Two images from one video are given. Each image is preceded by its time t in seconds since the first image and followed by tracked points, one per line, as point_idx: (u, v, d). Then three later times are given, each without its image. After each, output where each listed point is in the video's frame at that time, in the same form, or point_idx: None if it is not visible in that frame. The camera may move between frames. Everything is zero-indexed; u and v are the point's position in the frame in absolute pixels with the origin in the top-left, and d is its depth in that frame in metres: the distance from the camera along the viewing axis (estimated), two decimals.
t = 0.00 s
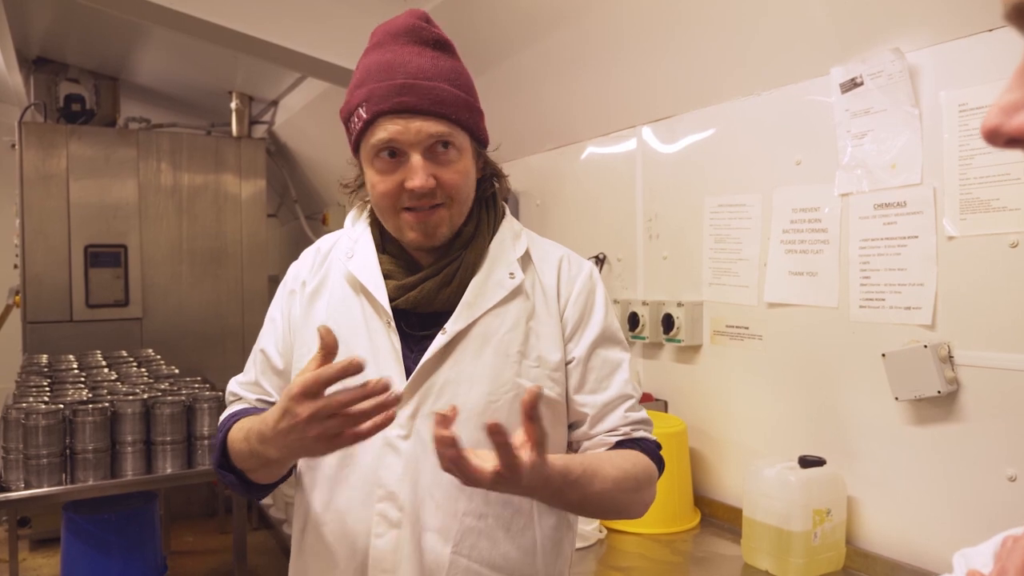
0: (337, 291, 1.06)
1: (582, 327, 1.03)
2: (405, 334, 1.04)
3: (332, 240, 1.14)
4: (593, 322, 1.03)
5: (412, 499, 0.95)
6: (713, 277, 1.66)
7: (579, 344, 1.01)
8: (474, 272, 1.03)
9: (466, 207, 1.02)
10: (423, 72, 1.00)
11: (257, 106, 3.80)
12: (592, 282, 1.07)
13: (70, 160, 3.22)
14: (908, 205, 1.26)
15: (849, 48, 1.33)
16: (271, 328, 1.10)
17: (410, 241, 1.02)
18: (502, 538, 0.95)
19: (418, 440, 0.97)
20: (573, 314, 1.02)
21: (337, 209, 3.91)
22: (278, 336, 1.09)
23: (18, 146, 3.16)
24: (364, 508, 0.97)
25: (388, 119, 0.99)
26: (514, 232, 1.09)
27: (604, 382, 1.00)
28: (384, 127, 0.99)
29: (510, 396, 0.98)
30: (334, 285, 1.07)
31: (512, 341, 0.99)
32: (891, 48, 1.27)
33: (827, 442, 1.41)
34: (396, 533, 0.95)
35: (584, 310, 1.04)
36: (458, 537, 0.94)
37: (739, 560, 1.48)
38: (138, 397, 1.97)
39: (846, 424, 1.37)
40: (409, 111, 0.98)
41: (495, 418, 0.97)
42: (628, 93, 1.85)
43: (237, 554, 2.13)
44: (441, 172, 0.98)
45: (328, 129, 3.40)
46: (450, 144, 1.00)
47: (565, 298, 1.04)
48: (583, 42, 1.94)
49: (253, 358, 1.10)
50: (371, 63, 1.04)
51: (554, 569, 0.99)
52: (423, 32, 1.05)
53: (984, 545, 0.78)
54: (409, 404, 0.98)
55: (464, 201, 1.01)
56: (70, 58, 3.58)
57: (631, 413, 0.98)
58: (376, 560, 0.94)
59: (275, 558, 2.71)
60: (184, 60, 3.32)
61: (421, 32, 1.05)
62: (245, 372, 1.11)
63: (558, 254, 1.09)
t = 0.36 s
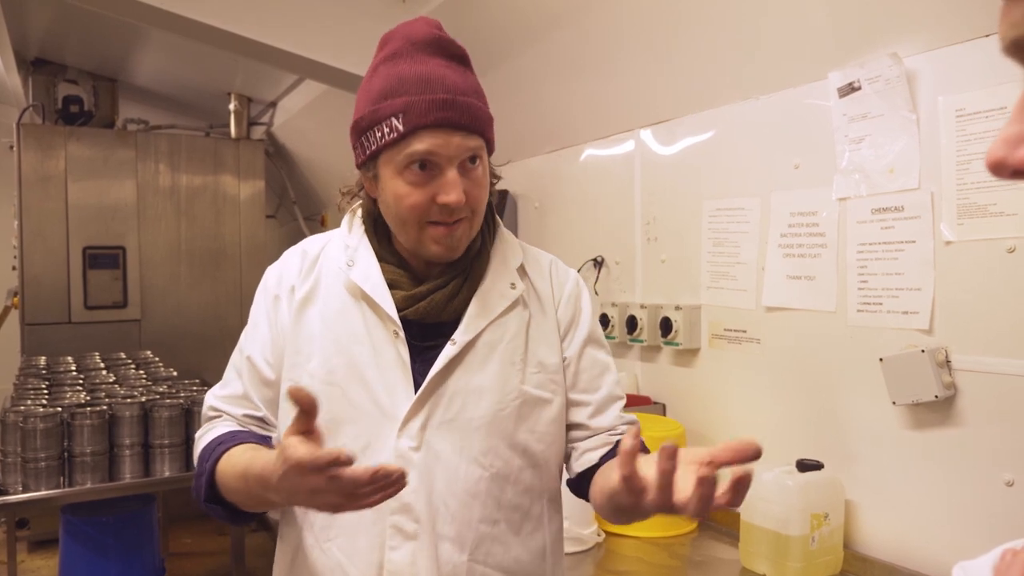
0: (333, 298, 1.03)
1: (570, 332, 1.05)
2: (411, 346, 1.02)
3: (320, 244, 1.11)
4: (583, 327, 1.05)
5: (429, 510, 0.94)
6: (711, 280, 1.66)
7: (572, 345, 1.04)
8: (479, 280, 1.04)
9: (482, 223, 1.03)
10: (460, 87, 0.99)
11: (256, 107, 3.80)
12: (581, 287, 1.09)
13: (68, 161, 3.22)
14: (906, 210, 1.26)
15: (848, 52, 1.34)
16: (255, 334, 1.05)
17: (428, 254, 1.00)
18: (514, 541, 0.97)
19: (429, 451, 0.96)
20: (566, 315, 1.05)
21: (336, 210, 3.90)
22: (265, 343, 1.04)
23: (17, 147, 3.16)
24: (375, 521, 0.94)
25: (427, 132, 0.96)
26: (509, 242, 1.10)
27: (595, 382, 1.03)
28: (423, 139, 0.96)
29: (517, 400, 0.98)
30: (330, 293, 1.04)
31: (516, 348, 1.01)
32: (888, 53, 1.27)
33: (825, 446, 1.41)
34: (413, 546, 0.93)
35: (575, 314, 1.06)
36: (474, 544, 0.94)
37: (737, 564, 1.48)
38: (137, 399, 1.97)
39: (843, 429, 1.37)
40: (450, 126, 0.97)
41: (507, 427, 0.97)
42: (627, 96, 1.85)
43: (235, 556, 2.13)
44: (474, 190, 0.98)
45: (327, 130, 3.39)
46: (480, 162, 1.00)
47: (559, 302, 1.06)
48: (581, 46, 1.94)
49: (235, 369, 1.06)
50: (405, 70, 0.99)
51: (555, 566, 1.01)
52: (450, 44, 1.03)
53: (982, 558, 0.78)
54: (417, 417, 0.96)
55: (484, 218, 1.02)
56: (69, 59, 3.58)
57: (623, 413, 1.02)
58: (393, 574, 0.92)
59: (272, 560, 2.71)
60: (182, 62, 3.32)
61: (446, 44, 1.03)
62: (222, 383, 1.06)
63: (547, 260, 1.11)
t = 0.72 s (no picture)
0: (325, 303, 1.00)
1: (573, 340, 1.10)
2: (422, 353, 1.01)
3: (304, 245, 1.07)
4: (584, 335, 1.11)
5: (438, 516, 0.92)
6: (710, 280, 1.66)
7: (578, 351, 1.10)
8: (480, 284, 1.04)
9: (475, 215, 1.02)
10: (459, 73, 0.99)
11: (254, 107, 3.79)
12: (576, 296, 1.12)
13: (66, 161, 3.21)
14: (905, 210, 1.26)
15: (847, 52, 1.33)
16: (233, 341, 1.01)
17: (423, 245, 0.98)
18: (512, 539, 0.99)
19: (437, 457, 0.94)
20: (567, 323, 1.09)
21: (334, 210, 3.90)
22: (242, 351, 1.00)
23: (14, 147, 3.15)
24: (386, 529, 0.92)
25: (425, 116, 0.96)
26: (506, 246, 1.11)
27: (600, 377, 1.12)
28: (422, 123, 0.95)
29: (520, 405, 1.00)
30: (322, 297, 1.01)
31: (518, 351, 1.02)
32: (887, 52, 1.27)
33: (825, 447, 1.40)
34: (424, 554, 0.91)
35: (573, 324, 1.10)
36: (483, 550, 0.95)
37: (736, 564, 1.47)
38: (135, 400, 1.97)
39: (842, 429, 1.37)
40: (449, 111, 0.96)
41: (508, 430, 0.99)
42: (626, 96, 1.85)
43: (234, 557, 2.13)
44: (470, 178, 0.97)
45: (326, 130, 3.39)
46: (475, 150, 1.00)
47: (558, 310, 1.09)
48: (580, 46, 1.94)
49: (211, 373, 1.02)
50: (406, 53, 0.99)
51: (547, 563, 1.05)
52: (446, 33, 1.04)
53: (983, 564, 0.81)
54: (425, 425, 0.95)
55: (477, 209, 1.01)
56: (66, 59, 3.57)
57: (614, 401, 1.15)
58: None
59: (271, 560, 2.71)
60: (181, 61, 3.31)
61: (443, 33, 1.03)
62: (203, 386, 1.04)
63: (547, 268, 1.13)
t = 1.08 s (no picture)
0: (320, 307, 1.00)
1: (569, 341, 1.06)
2: (404, 355, 1.00)
3: (307, 250, 1.08)
4: (579, 335, 1.06)
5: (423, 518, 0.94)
6: (709, 281, 1.66)
7: (570, 356, 1.05)
8: (468, 286, 1.03)
9: (431, 216, 0.98)
10: (390, 77, 0.98)
11: (253, 107, 3.79)
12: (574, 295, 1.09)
13: (65, 161, 3.21)
14: (905, 211, 1.26)
15: (846, 52, 1.34)
16: (245, 345, 1.02)
17: (374, 250, 0.99)
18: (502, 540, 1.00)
19: (422, 458, 0.94)
20: (564, 324, 1.05)
21: (332, 209, 3.90)
22: (256, 355, 1.01)
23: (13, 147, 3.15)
24: (371, 527, 0.94)
25: (351, 125, 0.97)
26: (495, 245, 1.10)
27: (591, 387, 1.07)
28: (346, 133, 0.97)
29: (510, 407, 0.98)
30: (318, 301, 1.01)
31: (508, 353, 1.00)
32: (887, 53, 1.27)
33: (823, 447, 1.41)
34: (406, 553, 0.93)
35: (571, 323, 1.07)
36: (469, 549, 0.97)
37: (735, 565, 1.48)
38: (134, 400, 1.97)
39: (841, 429, 1.37)
40: (371, 116, 0.96)
41: (499, 429, 0.98)
42: (625, 96, 1.85)
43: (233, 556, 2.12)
44: (398, 179, 0.95)
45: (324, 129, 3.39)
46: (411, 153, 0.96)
47: (553, 310, 1.07)
48: (579, 45, 1.94)
49: (228, 379, 1.03)
50: (347, 66, 1.02)
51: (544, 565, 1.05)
52: (403, 36, 1.02)
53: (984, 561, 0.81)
54: (410, 426, 0.94)
55: (428, 210, 0.97)
56: (65, 59, 3.57)
57: (606, 420, 1.08)
58: None
59: (270, 560, 2.72)
60: (180, 61, 3.31)
61: (401, 37, 1.03)
62: (219, 392, 1.04)
63: (543, 267, 1.10)
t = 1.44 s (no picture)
0: (330, 290, 1.04)
1: (584, 337, 1.01)
2: (398, 336, 1.02)
3: (330, 241, 1.14)
4: (592, 335, 1.01)
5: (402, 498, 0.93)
6: (709, 279, 1.65)
7: (581, 353, 1.00)
8: (467, 271, 1.02)
9: (429, 202, 0.99)
10: (393, 65, 1.01)
11: (252, 106, 3.78)
12: (591, 292, 1.04)
13: (64, 160, 3.20)
14: (905, 209, 1.26)
15: (845, 50, 1.33)
16: (260, 321, 1.08)
17: (375, 236, 1.01)
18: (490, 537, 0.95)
19: (408, 444, 0.94)
20: (575, 321, 1.00)
21: (331, 209, 3.89)
22: (268, 330, 1.06)
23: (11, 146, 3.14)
24: (352, 507, 0.95)
25: (354, 111, 1.01)
26: (508, 236, 1.08)
27: (607, 389, 1.00)
28: (350, 118, 1.01)
29: (502, 398, 0.95)
30: (330, 284, 1.05)
31: (503, 345, 0.97)
32: (887, 51, 1.27)
33: (822, 445, 1.41)
34: (383, 535, 0.93)
35: (586, 319, 1.02)
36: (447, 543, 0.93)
37: (734, 563, 1.47)
38: (132, 399, 1.96)
39: (841, 429, 1.37)
40: (371, 100, 1.00)
41: (487, 420, 0.94)
42: (625, 95, 1.85)
43: (232, 556, 2.12)
44: (394, 160, 0.97)
45: (322, 128, 3.39)
46: (410, 136, 0.99)
47: (563, 305, 1.02)
48: (578, 44, 1.94)
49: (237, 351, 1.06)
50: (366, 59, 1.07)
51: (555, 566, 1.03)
52: (415, 33, 1.06)
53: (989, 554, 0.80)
54: (399, 406, 0.95)
55: (424, 194, 0.99)
56: (64, 58, 3.56)
57: (627, 424, 1.00)
58: (364, 562, 0.93)
59: (269, 560, 2.72)
60: (179, 60, 3.31)
61: (414, 34, 1.07)
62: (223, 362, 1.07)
63: (557, 263, 1.06)
